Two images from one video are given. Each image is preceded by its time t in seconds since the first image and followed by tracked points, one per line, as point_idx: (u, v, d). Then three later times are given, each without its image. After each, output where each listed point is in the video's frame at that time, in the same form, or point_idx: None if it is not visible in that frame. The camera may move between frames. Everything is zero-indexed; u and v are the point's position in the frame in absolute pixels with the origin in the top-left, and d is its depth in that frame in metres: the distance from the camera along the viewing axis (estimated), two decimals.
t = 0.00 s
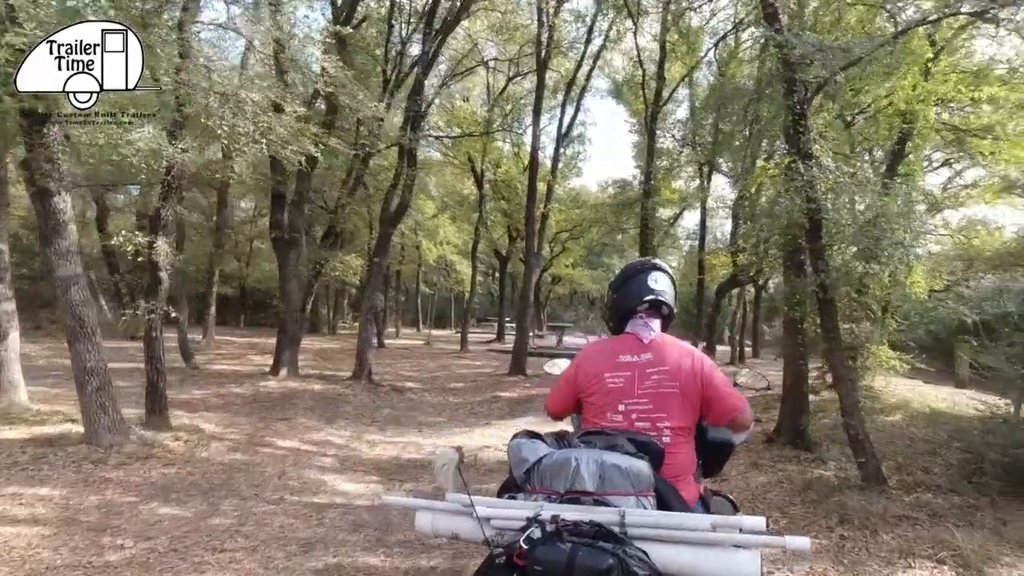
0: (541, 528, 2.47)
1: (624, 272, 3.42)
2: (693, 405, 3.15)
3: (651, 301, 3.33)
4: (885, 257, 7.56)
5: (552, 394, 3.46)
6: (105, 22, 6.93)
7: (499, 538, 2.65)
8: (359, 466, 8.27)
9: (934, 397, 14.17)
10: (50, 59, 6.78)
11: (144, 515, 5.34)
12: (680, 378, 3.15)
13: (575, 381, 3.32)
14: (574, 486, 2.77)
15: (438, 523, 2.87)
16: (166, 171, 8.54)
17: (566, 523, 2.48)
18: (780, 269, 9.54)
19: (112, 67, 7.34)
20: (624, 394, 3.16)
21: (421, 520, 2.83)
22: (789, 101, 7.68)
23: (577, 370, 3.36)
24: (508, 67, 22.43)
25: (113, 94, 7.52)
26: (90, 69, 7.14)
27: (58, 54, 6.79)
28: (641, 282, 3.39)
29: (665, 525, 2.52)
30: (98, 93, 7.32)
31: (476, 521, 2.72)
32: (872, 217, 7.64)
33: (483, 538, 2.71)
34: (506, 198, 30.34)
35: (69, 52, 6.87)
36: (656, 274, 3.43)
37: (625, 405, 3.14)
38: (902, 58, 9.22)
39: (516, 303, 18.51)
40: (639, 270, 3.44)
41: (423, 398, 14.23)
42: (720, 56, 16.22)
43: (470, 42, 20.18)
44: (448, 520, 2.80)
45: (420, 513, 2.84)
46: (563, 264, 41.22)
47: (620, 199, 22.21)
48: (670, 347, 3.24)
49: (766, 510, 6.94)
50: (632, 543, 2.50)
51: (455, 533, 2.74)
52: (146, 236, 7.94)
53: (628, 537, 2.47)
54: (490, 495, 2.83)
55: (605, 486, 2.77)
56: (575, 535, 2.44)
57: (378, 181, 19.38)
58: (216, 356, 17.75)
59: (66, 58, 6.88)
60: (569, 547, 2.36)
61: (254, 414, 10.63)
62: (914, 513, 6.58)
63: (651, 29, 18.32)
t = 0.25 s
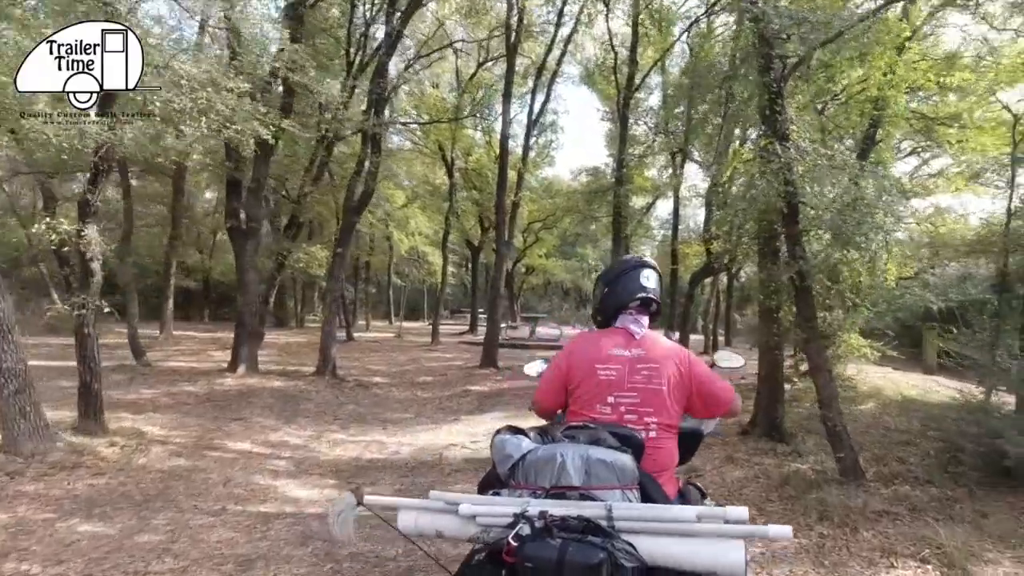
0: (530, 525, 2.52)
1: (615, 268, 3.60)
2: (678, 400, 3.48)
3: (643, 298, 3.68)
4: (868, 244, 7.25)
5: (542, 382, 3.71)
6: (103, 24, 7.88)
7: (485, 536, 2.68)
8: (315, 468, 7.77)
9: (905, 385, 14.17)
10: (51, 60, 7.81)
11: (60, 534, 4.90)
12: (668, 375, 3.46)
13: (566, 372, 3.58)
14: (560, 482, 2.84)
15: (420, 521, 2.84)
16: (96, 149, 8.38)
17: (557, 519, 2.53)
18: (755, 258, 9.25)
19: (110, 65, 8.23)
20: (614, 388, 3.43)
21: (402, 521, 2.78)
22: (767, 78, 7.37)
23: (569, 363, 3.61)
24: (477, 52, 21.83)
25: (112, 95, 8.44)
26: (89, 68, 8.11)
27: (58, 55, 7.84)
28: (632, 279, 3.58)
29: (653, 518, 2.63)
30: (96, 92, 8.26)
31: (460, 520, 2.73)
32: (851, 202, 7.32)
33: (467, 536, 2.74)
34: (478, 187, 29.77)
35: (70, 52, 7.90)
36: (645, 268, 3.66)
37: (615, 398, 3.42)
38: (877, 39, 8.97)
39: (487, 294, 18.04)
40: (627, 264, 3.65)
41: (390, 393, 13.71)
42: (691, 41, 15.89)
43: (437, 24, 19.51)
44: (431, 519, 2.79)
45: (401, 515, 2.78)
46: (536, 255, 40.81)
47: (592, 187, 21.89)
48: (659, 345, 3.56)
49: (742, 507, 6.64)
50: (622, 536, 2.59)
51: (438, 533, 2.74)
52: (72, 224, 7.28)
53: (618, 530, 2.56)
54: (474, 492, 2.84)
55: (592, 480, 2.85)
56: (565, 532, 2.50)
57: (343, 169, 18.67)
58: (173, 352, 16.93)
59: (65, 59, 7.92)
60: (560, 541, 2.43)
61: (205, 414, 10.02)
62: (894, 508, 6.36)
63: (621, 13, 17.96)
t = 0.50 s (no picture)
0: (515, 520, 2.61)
1: (596, 259, 3.89)
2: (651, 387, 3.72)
3: (622, 288, 3.84)
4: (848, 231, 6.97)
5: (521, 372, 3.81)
6: (104, 25, 8.04)
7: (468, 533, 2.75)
8: (271, 477, 7.27)
9: (879, 374, 14.11)
10: (52, 60, 7.66)
11: None
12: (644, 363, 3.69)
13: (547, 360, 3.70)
14: (542, 475, 2.96)
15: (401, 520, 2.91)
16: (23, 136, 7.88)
17: (541, 514, 2.64)
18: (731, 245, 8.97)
19: (110, 66, 8.28)
20: (593, 375, 3.61)
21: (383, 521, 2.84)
22: (744, 57, 7.07)
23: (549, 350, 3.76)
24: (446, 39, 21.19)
25: (113, 93, 8.39)
26: (89, 69, 8.07)
27: (58, 55, 7.71)
28: (612, 270, 3.89)
29: (636, 510, 2.75)
30: (96, 92, 8.16)
31: (444, 517, 2.80)
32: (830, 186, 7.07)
33: (450, 533, 2.81)
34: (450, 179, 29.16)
35: (70, 52, 7.82)
36: (623, 262, 3.97)
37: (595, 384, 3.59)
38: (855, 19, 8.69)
39: (459, 288, 17.55)
40: (606, 257, 3.94)
41: (357, 392, 13.19)
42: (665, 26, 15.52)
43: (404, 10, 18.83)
44: (414, 517, 2.86)
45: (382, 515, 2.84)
46: (511, 247, 40.34)
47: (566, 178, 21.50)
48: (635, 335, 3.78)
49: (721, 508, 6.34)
50: (605, 529, 2.71)
51: (422, 530, 2.81)
52: None
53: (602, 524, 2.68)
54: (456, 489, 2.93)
55: (572, 473, 2.99)
56: (550, 526, 2.60)
57: (307, 160, 17.95)
58: (129, 353, 16.15)
59: (65, 59, 7.81)
60: (547, 536, 2.53)
61: (154, 420, 9.42)
62: (878, 506, 6.13)
63: None
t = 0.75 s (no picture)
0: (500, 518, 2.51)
1: (553, 259, 3.96)
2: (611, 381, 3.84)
3: (579, 286, 3.93)
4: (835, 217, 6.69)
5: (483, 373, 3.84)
6: (102, 26, 9.15)
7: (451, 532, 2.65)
8: (228, 488, 6.79)
9: (860, 365, 14.01)
10: (53, 60, 8.68)
11: None
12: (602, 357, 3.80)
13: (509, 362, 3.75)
14: (525, 473, 2.89)
15: (382, 521, 2.76)
16: None
17: (528, 511, 2.53)
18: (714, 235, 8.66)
19: (111, 66, 9.59)
20: (556, 375, 3.69)
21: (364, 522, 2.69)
22: (722, 35, 6.93)
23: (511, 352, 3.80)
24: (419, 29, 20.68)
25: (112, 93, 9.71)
26: (89, 68, 9.27)
27: (58, 55, 8.70)
28: (569, 270, 3.98)
29: (621, 504, 2.66)
30: (96, 90, 9.45)
31: (425, 516, 2.68)
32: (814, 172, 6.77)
33: (432, 533, 2.70)
34: (427, 173, 28.63)
35: (71, 51, 8.92)
36: (579, 262, 4.08)
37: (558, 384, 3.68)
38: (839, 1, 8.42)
39: (436, 284, 17.10)
40: (563, 258, 4.03)
41: (329, 393, 12.71)
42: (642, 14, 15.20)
43: None
44: (394, 518, 2.74)
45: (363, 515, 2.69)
46: (491, 242, 39.90)
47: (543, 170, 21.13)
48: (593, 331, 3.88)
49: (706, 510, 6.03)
50: (591, 523, 2.60)
51: (403, 531, 2.68)
52: None
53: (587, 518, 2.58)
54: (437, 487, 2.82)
55: (556, 469, 2.91)
56: (536, 522, 2.49)
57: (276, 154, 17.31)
58: (89, 357, 15.45)
59: (65, 58, 8.82)
60: (533, 533, 2.42)
61: (107, 428, 8.88)
62: (869, 505, 5.86)
63: None
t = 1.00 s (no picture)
0: (483, 518, 2.53)
1: (515, 260, 4.12)
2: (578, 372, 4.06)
3: (542, 283, 4.11)
4: (829, 204, 6.39)
5: (455, 373, 3.99)
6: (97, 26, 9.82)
7: (433, 534, 2.62)
8: (190, 502, 6.35)
9: (849, 356, 13.83)
10: (52, 60, 9.65)
11: None
12: (568, 350, 4.01)
13: (479, 362, 3.91)
14: (504, 471, 2.97)
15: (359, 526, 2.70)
16: None
17: (510, 509, 2.57)
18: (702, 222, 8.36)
19: (108, 64, 10.18)
20: (525, 372, 3.89)
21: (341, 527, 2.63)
22: (708, 15, 6.66)
23: (480, 351, 3.95)
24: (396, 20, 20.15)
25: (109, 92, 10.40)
26: (87, 67, 10.07)
27: (58, 56, 9.68)
28: (530, 268, 4.14)
29: (599, 498, 2.69)
30: (91, 89, 10.10)
31: (407, 519, 2.63)
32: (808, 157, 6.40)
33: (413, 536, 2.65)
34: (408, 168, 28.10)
35: (70, 52, 9.79)
36: (540, 258, 4.23)
37: (527, 379, 3.88)
38: None
39: (417, 281, 16.66)
40: (522, 257, 4.19)
41: (307, 396, 12.26)
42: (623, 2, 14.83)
43: None
44: (372, 521, 2.68)
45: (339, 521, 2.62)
46: (475, 239, 39.43)
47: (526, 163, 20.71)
48: (557, 325, 4.08)
49: (698, 514, 5.71)
50: (571, 519, 2.65)
51: (384, 536, 2.62)
52: None
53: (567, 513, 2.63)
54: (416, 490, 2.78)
55: (535, 467, 3.01)
56: (519, 520, 2.53)
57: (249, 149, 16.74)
58: (56, 363, 14.83)
59: (65, 59, 9.76)
60: (516, 531, 2.45)
61: (64, 439, 8.38)
62: (869, 506, 5.58)
63: None
